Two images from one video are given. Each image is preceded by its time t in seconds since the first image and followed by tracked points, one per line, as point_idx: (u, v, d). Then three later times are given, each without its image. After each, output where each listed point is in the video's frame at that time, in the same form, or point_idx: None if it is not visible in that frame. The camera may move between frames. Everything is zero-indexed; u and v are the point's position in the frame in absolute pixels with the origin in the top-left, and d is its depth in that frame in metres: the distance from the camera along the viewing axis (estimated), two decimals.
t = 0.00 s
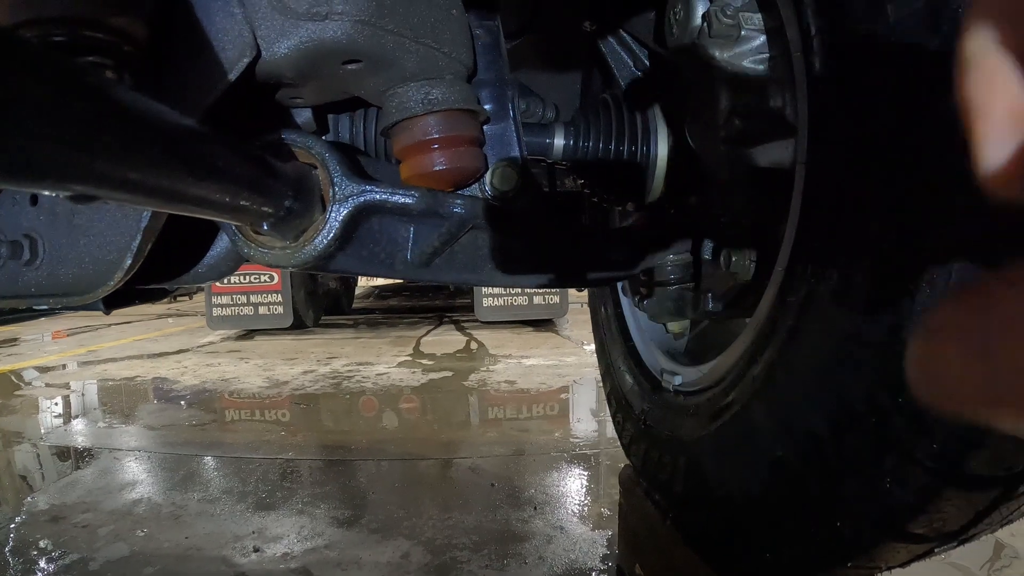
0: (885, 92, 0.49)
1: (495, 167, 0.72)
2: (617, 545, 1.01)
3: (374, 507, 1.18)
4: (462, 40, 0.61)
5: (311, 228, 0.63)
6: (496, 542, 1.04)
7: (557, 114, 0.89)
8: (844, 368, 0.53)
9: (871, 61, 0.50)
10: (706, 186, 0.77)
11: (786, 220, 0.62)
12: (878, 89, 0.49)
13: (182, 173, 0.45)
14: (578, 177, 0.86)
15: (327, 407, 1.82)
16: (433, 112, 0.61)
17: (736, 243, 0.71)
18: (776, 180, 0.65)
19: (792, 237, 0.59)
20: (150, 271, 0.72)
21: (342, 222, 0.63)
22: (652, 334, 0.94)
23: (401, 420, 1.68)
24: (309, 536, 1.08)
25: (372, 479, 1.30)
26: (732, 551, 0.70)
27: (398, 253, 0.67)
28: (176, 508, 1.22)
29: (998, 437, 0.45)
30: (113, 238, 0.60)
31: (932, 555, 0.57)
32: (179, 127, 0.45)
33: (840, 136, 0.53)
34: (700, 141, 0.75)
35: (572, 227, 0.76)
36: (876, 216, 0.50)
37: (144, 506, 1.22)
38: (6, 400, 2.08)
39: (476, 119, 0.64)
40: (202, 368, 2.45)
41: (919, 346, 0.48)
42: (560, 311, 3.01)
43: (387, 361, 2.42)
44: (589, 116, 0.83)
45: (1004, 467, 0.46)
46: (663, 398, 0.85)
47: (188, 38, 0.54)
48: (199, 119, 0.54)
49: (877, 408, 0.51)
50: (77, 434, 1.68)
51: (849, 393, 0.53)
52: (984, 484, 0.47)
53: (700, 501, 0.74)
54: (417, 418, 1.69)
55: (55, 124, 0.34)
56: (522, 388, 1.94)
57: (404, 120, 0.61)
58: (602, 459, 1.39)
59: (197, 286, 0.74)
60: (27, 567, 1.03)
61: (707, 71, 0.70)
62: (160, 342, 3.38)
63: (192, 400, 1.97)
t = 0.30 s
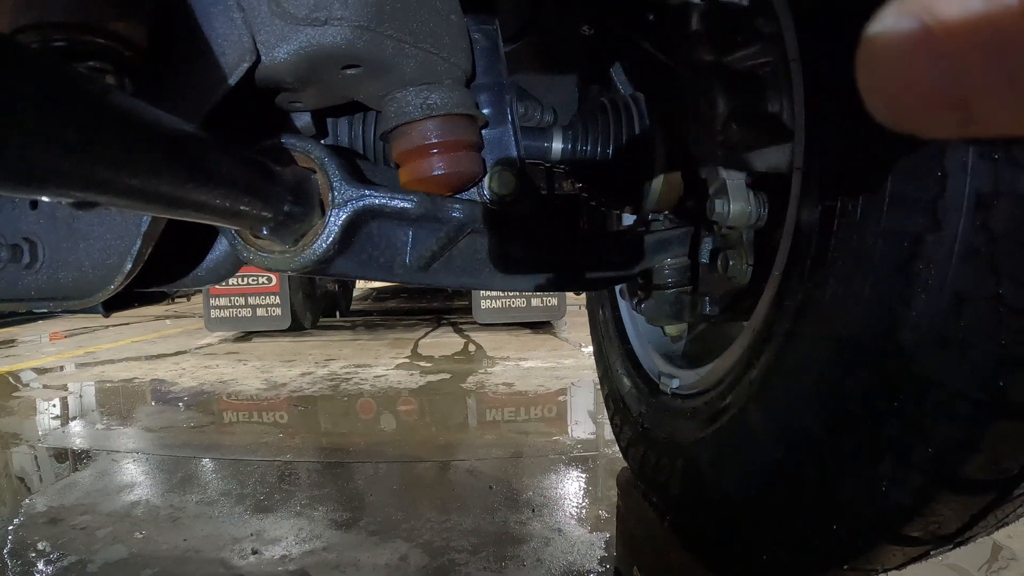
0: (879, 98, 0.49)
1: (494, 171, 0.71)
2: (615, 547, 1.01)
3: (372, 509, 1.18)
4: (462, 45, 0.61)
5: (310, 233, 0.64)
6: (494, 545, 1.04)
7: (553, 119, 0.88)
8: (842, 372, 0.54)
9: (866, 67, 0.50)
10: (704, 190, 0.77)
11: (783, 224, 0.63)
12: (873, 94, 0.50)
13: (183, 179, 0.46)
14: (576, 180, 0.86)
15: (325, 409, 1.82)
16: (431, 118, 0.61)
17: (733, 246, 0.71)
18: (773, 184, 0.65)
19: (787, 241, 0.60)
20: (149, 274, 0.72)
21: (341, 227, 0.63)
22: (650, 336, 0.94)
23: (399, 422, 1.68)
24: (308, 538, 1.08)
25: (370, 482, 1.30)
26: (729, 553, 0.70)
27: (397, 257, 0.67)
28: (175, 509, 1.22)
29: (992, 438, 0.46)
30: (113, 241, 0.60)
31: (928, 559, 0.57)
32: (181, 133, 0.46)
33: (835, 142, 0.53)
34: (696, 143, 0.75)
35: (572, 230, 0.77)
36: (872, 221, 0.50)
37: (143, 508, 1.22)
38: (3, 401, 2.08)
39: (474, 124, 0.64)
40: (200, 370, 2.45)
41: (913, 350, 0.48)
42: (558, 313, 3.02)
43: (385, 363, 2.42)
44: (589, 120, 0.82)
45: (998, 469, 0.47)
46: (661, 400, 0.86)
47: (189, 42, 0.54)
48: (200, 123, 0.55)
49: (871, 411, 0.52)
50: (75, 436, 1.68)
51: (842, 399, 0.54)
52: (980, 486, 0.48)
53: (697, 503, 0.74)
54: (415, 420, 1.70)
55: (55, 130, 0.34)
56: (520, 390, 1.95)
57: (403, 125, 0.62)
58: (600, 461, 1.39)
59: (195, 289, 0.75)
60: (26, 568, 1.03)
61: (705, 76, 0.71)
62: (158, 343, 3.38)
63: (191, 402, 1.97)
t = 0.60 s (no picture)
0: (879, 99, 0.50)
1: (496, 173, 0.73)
2: (613, 547, 1.01)
3: (371, 510, 1.18)
4: (462, 47, 0.61)
5: (311, 233, 0.64)
6: (494, 546, 1.04)
7: (553, 118, 0.84)
8: (842, 372, 0.54)
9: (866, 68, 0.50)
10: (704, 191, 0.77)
11: (782, 225, 0.63)
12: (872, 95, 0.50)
13: (187, 178, 0.46)
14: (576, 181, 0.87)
15: (323, 411, 1.82)
16: (431, 119, 0.62)
17: (732, 247, 0.71)
18: (773, 185, 0.66)
19: (787, 242, 0.60)
20: (149, 274, 0.72)
21: (343, 227, 0.63)
22: (649, 337, 0.94)
23: (397, 423, 1.68)
24: (307, 539, 1.08)
25: (368, 482, 1.30)
26: (729, 552, 0.70)
27: (397, 258, 0.67)
28: (173, 510, 1.22)
29: (991, 438, 0.47)
30: (115, 241, 0.61)
31: (928, 556, 0.57)
32: (184, 132, 0.46)
33: (834, 143, 0.54)
34: (691, 144, 0.75)
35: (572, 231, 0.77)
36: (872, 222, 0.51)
37: (141, 509, 1.22)
38: None
39: (476, 125, 0.64)
40: (198, 372, 2.45)
41: (911, 349, 0.49)
42: (556, 315, 3.02)
43: (383, 365, 2.42)
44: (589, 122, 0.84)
45: (997, 467, 0.48)
46: (661, 400, 0.86)
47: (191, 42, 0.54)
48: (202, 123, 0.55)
49: (869, 411, 0.52)
50: (73, 437, 1.67)
51: (841, 398, 0.54)
52: (980, 484, 0.49)
53: (696, 502, 0.75)
54: (414, 421, 1.70)
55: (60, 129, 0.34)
56: (518, 392, 1.95)
57: (405, 126, 0.62)
58: (599, 462, 1.39)
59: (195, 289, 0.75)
60: (24, 569, 1.03)
61: (705, 78, 0.71)
62: (155, 345, 3.37)
63: (189, 403, 1.97)
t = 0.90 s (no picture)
0: (877, 102, 0.50)
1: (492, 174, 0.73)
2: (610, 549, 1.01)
3: (368, 513, 1.18)
4: (459, 49, 0.62)
5: (307, 236, 0.64)
6: (490, 548, 1.04)
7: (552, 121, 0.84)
8: (839, 375, 0.54)
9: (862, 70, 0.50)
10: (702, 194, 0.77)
11: (779, 228, 0.63)
12: (871, 96, 0.50)
13: (185, 183, 0.46)
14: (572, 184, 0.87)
15: (321, 413, 1.81)
16: (427, 123, 0.61)
17: (729, 250, 0.71)
18: (769, 187, 0.66)
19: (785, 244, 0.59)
20: (145, 276, 0.72)
21: (338, 231, 0.63)
22: (644, 339, 0.95)
23: (395, 425, 1.68)
24: (303, 541, 1.08)
25: (365, 485, 1.30)
26: (725, 555, 0.70)
27: (393, 261, 0.67)
28: (170, 513, 1.22)
29: (989, 442, 0.46)
30: (111, 244, 0.61)
31: (926, 559, 0.57)
32: (180, 136, 0.46)
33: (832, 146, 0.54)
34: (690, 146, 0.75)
35: (569, 233, 0.77)
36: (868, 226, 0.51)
37: (138, 512, 1.22)
38: None
39: (472, 128, 0.65)
40: (195, 373, 2.44)
41: (909, 352, 0.49)
42: (553, 316, 3.02)
43: (381, 366, 2.41)
44: (587, 126, 0.82)
45: (993, 471, 0.47)
46: (657, 403, 0.86)
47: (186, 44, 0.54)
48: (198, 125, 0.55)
49: (868, 413, 0.52)
50: (70, 439, 1.67)
51: (837, 402, 0.54)
52: (978, 488, 0.48)
53: (692, 505, 0.75)
54: (411, 423, 1.69)
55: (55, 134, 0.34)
56: (516, 394, 1.95)
57: (401, 129, 0.62)
58: (596, 464, 1.39)
59: (191, 291, 0.75)
60: (20, 571, 1.02)
61: (702, 81, 0.71)
62: (152, 347, 3.36)
63: (186, 405, 1.96)
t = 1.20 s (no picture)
0: (869, 100, 0.49)
1: (483, 175, 0.71)
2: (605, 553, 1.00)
3: (363, 515, 1.17)
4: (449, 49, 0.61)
5: (295, 237, 0.63)
6: (484, 551, 1.03)
7: (546, 122, 0.85)
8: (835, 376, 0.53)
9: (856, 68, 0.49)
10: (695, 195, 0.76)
11: (772, 228, 0.62)
12: (865, 95, 0.49)
13: (166, 183, 0.46)
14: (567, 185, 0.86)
15: (317, 415, 1.81)
16: (416, 121, 0.61)
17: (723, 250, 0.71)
18: (763, 187, 0.65)
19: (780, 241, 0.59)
20: (135, 276, 0.71)
21: (327, 231, 0.62)
22: (640, 341, 0.94)
23: (391, 428, 1.68)
24: (297, 544, 1.08)
25: (361, 486, 1.29)
26: (719, 560, 0.69)
27: (383, 262, 0.67)
28: (164, 515, 1.21)
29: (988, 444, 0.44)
30: (98, 244, 0.60)
31: (925, 565, 0.56)
32: (164, 136, 0.46)
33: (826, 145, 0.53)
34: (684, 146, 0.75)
35: (563, 235, 0.76)
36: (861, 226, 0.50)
37: (131, 513, 1.21)
38: None
39: (462, 127, 0.64)
40: (192, 375, 2.44)
41: (902, 353, 0.48)
42: (551, 318, 3.02)
43: (378, 368, 2.41)
44: (579, 125, 0.81)
45: (992, 476, 0.46)
46: (653, 406, 0.85)
47: (174, 41, 0.54)
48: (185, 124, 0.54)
49: (863, 416, 0.51)
50: (66, 441, 1.67)
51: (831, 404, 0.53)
52: (978, 494, 0.47)
53: (687, 508, 0.74)
54: (407, 425, 1.69)
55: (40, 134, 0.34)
56: (513, 396, 1.94)
57: (390, 127, 0.62)
58: (592, 467, 1.38)
59: (181, 291, 0.74)
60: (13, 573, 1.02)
61: (696, 79, 0.70)
62: (150, 348, 3.36)
63: (182, 407, 1.96)
